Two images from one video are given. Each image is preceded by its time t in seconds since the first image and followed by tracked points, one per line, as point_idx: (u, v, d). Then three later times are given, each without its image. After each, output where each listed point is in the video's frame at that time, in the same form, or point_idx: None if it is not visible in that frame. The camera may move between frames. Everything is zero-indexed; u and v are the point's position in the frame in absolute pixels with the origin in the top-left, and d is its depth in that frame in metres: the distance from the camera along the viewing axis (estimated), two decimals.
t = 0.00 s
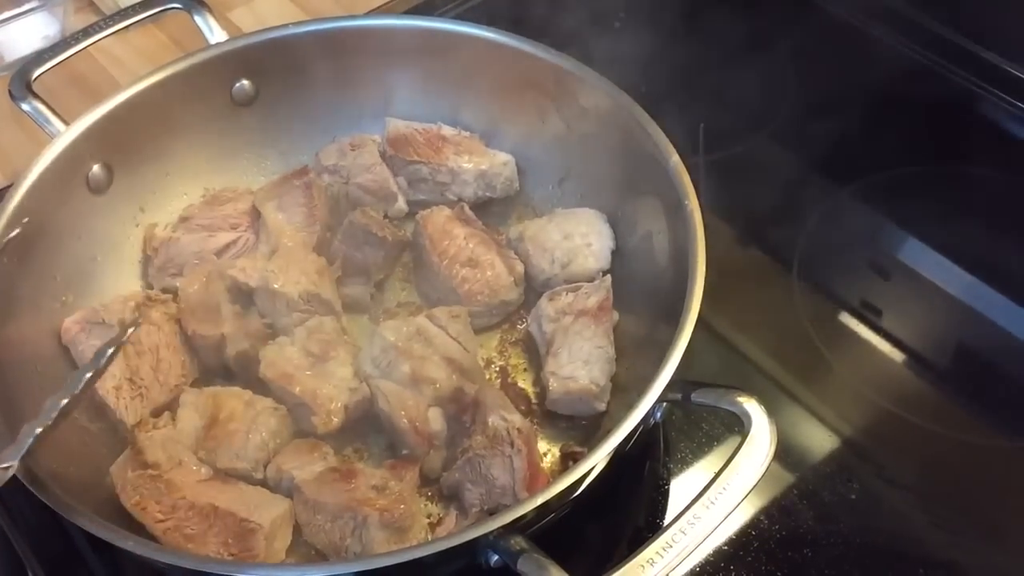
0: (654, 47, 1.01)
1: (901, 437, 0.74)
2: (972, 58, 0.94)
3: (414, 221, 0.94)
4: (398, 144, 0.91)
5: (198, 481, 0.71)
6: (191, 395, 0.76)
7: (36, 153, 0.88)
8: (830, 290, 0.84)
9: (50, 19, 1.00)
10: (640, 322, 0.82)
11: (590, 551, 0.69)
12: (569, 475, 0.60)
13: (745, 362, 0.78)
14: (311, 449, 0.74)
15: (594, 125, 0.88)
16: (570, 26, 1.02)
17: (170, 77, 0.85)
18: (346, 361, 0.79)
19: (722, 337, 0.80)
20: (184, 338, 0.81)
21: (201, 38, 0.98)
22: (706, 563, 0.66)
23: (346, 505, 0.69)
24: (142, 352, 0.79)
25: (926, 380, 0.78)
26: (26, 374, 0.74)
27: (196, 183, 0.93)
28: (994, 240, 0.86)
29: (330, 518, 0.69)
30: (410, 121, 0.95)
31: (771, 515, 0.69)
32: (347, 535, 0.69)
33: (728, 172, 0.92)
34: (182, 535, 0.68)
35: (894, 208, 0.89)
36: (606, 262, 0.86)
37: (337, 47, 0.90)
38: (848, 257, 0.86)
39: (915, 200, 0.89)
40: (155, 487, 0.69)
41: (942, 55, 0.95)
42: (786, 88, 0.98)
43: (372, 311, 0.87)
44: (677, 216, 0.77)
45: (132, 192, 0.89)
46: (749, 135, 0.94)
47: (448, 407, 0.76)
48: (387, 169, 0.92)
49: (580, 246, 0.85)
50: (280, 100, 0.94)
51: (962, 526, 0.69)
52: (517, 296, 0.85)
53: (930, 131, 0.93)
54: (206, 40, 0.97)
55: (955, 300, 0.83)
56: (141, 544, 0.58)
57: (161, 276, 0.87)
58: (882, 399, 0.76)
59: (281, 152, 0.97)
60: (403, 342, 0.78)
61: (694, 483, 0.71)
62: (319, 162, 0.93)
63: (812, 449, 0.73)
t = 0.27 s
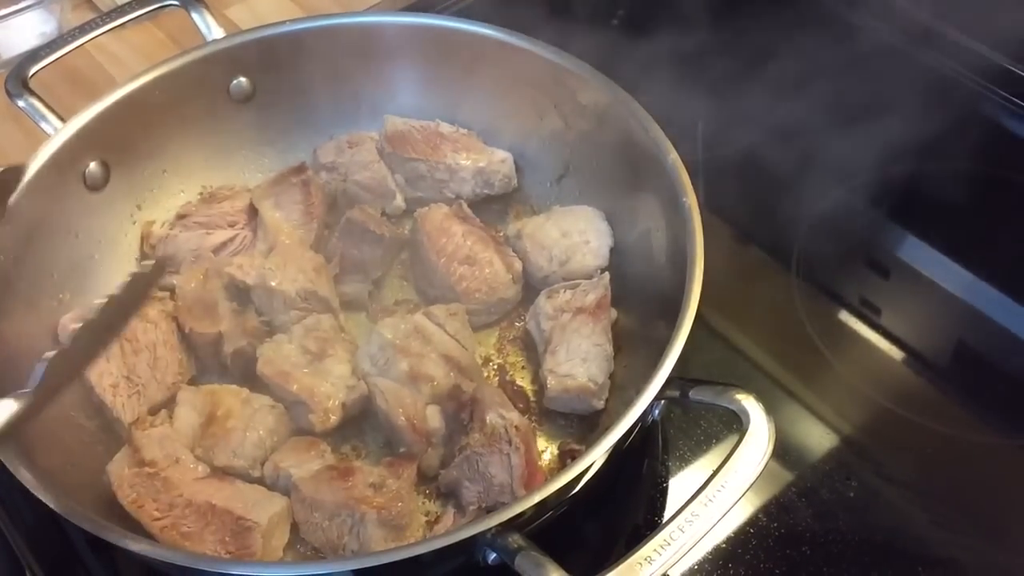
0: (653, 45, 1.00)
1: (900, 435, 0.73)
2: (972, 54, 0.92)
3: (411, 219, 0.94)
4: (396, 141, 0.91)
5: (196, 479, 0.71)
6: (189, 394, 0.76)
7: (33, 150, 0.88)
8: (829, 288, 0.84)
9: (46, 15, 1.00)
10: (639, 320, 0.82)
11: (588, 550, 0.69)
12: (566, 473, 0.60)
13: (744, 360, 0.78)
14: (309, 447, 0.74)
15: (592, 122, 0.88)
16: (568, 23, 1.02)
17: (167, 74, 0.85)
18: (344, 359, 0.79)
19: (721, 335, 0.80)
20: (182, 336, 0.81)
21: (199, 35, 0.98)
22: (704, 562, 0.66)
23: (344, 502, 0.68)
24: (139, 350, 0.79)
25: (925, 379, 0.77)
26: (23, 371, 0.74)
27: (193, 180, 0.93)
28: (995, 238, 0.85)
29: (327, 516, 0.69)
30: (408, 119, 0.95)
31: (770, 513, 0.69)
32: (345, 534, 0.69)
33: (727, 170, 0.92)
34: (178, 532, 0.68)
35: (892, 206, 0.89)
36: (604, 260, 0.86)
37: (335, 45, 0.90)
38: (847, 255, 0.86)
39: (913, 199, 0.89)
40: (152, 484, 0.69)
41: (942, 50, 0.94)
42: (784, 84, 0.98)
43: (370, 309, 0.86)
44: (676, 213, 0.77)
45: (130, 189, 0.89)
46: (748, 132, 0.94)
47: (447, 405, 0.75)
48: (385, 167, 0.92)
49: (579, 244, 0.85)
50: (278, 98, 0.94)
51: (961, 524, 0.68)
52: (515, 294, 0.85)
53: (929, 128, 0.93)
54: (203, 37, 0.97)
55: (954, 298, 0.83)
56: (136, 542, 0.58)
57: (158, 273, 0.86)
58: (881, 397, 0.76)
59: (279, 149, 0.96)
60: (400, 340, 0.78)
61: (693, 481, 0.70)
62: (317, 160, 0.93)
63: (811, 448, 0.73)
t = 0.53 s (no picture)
0: (653, 44, 1.00)
1: (901, 434, 0.73)
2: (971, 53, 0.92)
3: (411, 218, 0.93)
4: (396, 141, 0.91)
5: (196, 478, 0.71)
6: (189, 393, 0.76)
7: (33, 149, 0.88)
8: (830, 287, 0.84)
9: (46, 12, 0.99)
10: (639, 319, 0.82)
11: (589, 548, 0.69)
12: (567, 472, 0.60)
13: (745, 359, 0.78)
14: (310, 447, 0.74)
15: (593, 121, 0.88)
16: (569, 22, 1.01)
17: (168, 73, 0.85)
18: (344, 358, 0.79)
19: (721, 334, 0.80)
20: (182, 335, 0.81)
21: (199, 34, 0.98)
22: (705, 560, 0.66)
23: (344, 502, 0.68)
24: (140, 349, 0.79)
25: (926, 378, 0.77)
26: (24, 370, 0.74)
27: (193, 179, 0.93)
28: (997, 237, 0.85)
29: (327, 515, 0.69)
30: (408, 118, 0.94)
31: (771, 512, 0.69)
32: (345, 533, 0.69)
33: (728, 169, 0.92)
34: (179, 532, 0.68)
35: (893, 204, 0.88)
36: (605, 259, 0.85)
37: (335, 43, 0.90)
38: (847, 254, 0.86)
39: (914, 198, 0.89)
40: (152, 483, 0.69)
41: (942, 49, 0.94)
42: (785, 82, 0.97)
43: (370, 308, 0.86)
44: (676, 212, 0.77)
45: (131, 189, 0.89)
46: (749, 131, 0.94)
47: (447, 404, 0.75)
48: (385, 166, 0.91)
49: (579, 243, 0.85)
50: (278, 97, 0.94)
51: (962, 524, 0.68)
52: (516, 293, 0.85)
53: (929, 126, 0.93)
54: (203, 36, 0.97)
55: (955, 297, 0.83)
56: (137, 541, 0.58)
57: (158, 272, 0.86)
58: (882, 396, 0.76)
59: (279, 148, 0.97)
60: (401, 339, 0.78)
61: (693, 481, 0.71)
62: (317, 159, 0.93)
63: (812, 447, 0.72)
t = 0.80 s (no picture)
0: (655, 45, 1.00)
1: (902, 435, 0.73)
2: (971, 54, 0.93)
3: (413, 218, 0.93)
4: (397, 141, 0.91)
5: (197, 478, 0.71)
6: (189, 393, 0.76)
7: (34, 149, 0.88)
8: (831, 288, 0.84)
9: (48, 11, 0.99)
10: (640, 320, 0.82)
11: (590, 548, 0.69)
12: (569, 473, 0.60)
13: (746, 360, 0.78)
14: (311, 447, 0.74)
15: (594, 122, 0.88)
16: (570, 23, 1.01)
17: (170, 73, 0.85)
18: (345, 358, 0.79)
19: (722, 335, 0.80)
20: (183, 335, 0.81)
21: (200, 34, 0.98)
22: (706, 561, 0.66)
23: (345, 502, 0.68)
24: (141, 349, 0.79)
25: (927, 379, 0.77)
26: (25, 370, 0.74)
27: (194, 179, 0.93)
28: (997, 238, 0.85)
29: (328, 515, 0.69)
30: (409, 118, 0.94)
31: (772, 513, 0.69)
32: (346, 533, 0.69)
33: (728, 170, 0.92)
34: (180, 533, 0.68)
35: (893, 205, 0.88)
36: (606, 259, 0.86)
37: (336, 44, 0.90)
38: (848, 255, 0.86)
39: (914, 199, 0.89)
40: (154, 483, 0.69)
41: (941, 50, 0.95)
42: (785, 82, 0.97)
43: (371, 308, 0.86)
44: (677, 213, 0.77)
45: (132, 189, 0.89)
46: (749, 132, 0.94)
47: (448, 405, 0.75)
48: (387, 166, 0.91)
49: (580, 244, 0.85)
50: (279, 98, 0.94)
51: (963, 524, 0.68)
52: (517, 294, 0.85)
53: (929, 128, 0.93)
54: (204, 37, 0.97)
55: (955, 298, 0.83)
56: (138, 541, 0.58)
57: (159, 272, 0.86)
58: (882, 397, 0.76)
59: (280, 149, 0.96)
60: (402, 339, 0.78)
61: (694, 481, 0.71)
62: (318, 159, 0.93)
63: (812, 448, 0.72)
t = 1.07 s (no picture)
0: (655, 47, 1.01)
1: (903, 437, 0.73)
2: (971, 55, 0.92)
3: (415, 220, 0.94)
4: (399, 143, 0.91)
5: (198, 480, 0.71)
6: (191, 394, 0.76)
7: (37, 149, 0.88)
8: (831, 290, 0.84)
9: (50, 11, 0.99)
10: (641, 322, 0.82)
11: (591, 550, 0.69)
12: (570, 475, 0.60)
13: (747, 362, 0.78)
14: (312, 448, 0.74)
15: (596, 124, 0.88)
16: (571, 25, 1.01)
17: (172, 74, 0.85)
18: (347, 359, 0.79)
19: (723, 337, 0.79)
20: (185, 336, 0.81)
21: (202, 36, 0.98)
22: (707, 563, 0.66)
23: (346, 503, 0.68)
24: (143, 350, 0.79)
25: (928, 382, 0.77)
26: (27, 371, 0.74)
27: (196, 181, 0.93)
28: (997, 240, 0.85)
29: (330, 517, 0.69)
30: (410, 120, 0.94)
31: (773, 515, 0.69)
32: (347, 535, 0.69)
33: (731, 171, 0.92)
34: (181, 533, 0.68)
35: (894, 207, 0.88)
36: (608, 260, 0.85)
37: (338, 45, 0.90)
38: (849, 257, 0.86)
39: (914, 202, 0.89)
40: (155, 484, 0.69)
41: (940, 52, 0.94)
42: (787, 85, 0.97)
43: (373, 309, 0.86)
44: (679, 214, 0.77)
45: (135, 190, 0.89)
46: (750, 134, 0.94)
47: (450, 406, 0.76)
48: (388, 168, 0.91)
49: (582, 245, 0.85)
50: (281, 99, 0.94)
51: (964, 526, 0.68)
52: (519, 295, 0.85)
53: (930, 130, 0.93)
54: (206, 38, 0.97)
55: (956, 300, 0.83)
56: (138, 542, 0.58)
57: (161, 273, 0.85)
58: (883, 399, 0.76)
59: (282, 150, 0.96)
60: (403, 341, 0.78)
61: (695, 483, 0.71)
62: (321, 160, 0.92)
63: (813, 450, 0.72)
